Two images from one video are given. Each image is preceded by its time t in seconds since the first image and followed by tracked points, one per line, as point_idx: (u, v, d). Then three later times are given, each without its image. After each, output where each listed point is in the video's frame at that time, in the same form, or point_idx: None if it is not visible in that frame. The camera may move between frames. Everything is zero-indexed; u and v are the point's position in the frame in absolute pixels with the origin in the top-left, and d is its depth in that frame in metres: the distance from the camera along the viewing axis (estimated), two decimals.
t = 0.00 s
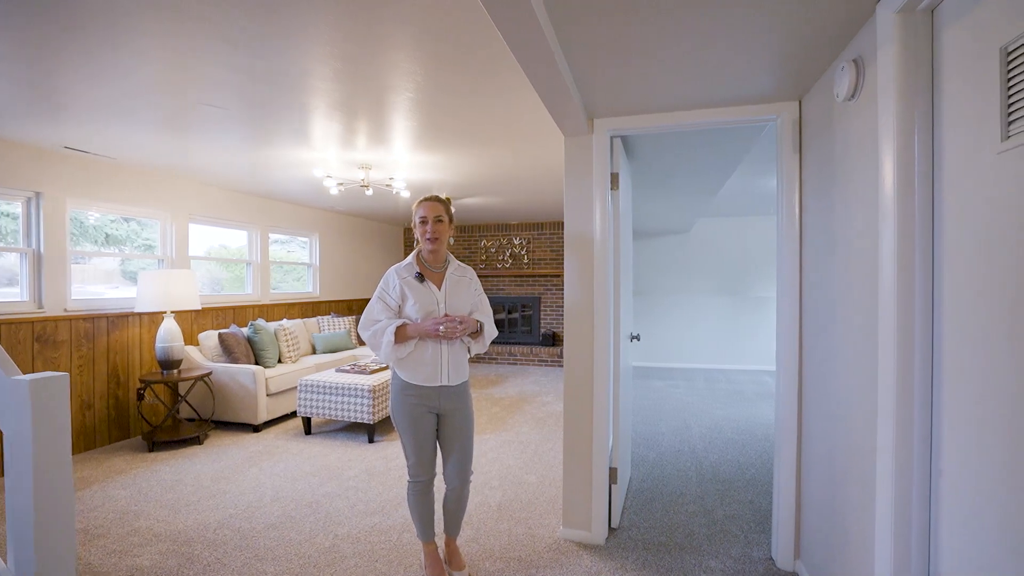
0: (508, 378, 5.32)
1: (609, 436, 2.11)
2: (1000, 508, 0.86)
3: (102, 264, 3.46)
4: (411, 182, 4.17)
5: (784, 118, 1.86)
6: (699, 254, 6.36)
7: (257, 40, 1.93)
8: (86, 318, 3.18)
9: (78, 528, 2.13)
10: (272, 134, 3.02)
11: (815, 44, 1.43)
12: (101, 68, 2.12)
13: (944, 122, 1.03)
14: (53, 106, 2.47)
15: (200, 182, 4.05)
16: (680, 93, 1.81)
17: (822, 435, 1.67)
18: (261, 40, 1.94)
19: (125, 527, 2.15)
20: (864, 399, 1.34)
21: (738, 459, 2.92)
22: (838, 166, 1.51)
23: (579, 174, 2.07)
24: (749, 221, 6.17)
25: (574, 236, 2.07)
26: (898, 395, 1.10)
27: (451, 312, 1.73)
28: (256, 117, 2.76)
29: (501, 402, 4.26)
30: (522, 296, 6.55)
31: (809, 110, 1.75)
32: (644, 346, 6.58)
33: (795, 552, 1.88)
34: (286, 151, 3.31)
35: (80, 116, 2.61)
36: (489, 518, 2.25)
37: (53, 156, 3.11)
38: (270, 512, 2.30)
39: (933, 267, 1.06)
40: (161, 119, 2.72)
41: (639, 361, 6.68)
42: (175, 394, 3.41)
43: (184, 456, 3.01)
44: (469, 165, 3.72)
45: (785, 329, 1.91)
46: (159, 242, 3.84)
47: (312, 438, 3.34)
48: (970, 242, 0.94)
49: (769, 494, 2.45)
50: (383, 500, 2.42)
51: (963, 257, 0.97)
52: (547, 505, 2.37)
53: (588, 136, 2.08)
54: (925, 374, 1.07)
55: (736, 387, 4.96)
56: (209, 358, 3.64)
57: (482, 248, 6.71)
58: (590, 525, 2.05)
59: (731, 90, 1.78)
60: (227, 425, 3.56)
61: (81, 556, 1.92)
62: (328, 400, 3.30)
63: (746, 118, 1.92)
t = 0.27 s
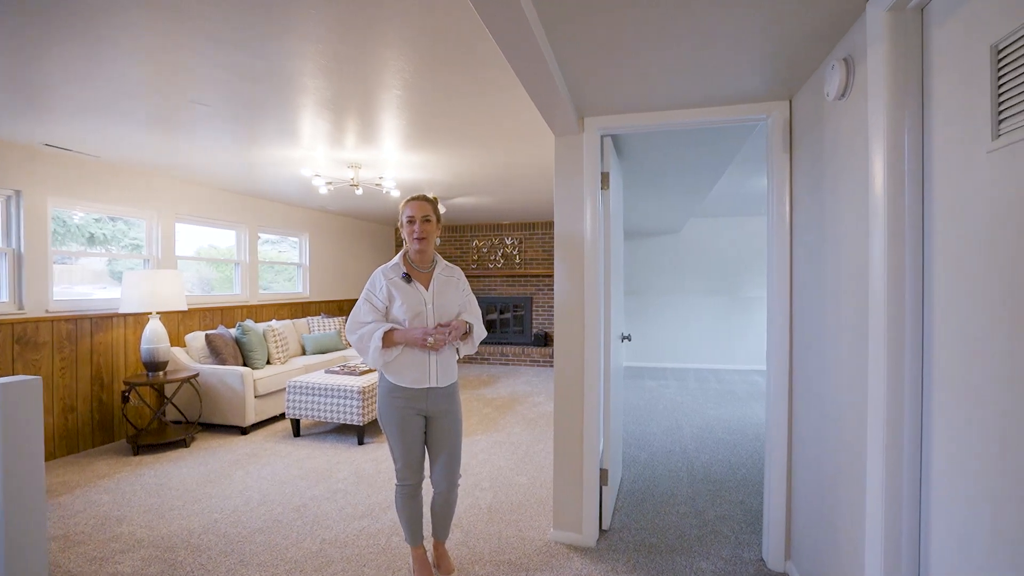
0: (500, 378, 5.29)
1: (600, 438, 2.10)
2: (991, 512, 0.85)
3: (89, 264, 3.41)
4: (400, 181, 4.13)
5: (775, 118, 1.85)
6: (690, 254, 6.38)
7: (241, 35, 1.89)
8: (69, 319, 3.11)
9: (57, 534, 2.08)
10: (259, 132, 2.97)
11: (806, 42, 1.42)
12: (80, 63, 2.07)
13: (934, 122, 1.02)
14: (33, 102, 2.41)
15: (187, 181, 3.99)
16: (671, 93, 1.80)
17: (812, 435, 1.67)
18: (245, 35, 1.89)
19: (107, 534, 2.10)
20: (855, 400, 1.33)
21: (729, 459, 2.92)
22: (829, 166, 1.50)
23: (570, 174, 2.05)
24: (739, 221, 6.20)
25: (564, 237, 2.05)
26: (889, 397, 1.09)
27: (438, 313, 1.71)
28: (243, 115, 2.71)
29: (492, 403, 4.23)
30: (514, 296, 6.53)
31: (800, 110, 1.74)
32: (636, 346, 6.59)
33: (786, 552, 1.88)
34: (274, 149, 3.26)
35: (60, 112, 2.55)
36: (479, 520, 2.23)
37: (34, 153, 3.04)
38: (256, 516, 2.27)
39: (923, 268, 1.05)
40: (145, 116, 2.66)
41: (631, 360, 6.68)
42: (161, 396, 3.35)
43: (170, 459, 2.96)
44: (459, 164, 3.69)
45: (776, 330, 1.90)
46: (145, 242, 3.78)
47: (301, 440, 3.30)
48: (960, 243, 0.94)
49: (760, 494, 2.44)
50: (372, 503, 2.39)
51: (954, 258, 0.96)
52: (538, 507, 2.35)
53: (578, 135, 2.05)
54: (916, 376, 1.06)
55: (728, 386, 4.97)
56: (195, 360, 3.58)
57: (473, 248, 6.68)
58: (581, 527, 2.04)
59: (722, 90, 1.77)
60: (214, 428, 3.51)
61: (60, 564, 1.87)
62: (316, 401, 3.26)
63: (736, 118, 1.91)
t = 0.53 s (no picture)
0: (490, 379, 5.25)
1: (589, 440, 2.06)
2: (987, 518, 0.82)
3: (74, 264, 3.35)
4: (388, 180, 4.07)
5: (765, 115, 1.82)
6: (681, 254, 6.37)
7: (219, 28, 1.83)
8: (46, 320, 3.03)
9: (28, 544, 2.01)
10: (242, 129, 2.90)
11: (797, 37, 1.39)
12: (53, 56, 1.99)
13: (929, 116, 0.99)
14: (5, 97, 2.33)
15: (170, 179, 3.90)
16: (660, 89, 1.76)
17: (804, 437, 1.64)
18: (223, 28, 1.83)
19: (81, 542, 2.03)
20: (846, 401, 1.30)
21: (720, 460, 2.90)
22: (820, 163, 1.47)
23: (558, 172, 2.01)
24: (730, 220, 6.20)
25: (552, 235, 2.01)
26: (881, 399, 1.06)
27: (423, 314, 1.65)
28: (225, 111, 2.64)
29: (482, 404, 4.19)
30: (505, 296, 6.49)
31: (791, 107, 1.71)
32: (627, 346, 6.56)
33: (776, 556, 1.85)
34: (258, 146, 3.20)
35: (34, 107, 2.47)
36: (466, 525, 2.18)
37: (9, 150, 2.95)
38: (237, 522, 2.21)
39: (916, 266, 1.02)
40: (123, 112, 2.59)
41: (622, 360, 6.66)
42: (142, 399, 3.28)
43: (150, 463, 2.88)
44: (448, 162, 3.64)
45: (767, 330, 1.88)
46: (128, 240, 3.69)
47: (286, 443, 3.24)
48: (954, 240, 0.91)
49: (751, 496, 2.42)
50: (357, 508, 2.34)
51: (948, 256, 0.93)
52: (526, 511, 2.31)
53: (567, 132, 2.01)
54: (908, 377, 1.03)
55: (719, 387, 4.96)
56: (178, 361, 3.51)
57: (464, 247, 6.63)
58: (570, 531, 2.00)
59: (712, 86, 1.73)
60: (197, 431, 3.44)
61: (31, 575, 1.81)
62: (302, 403, 3.20)
63: (727, 115, 1.88)
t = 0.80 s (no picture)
0: (476, 380, 5.17)
1: (571, 446, 1.99)
2: (988, 537, 0.77)
3: (51, 265, 3.26)
4: (368, 177, 3.97)
5: (751, 110, 1.76)
6: (668, 253, 6.34)
7: (178, 15, 1.72)
8: (7, 322, 2.89)
9: None
10: (213, 123, 2.79)
11: (784, 27, 1.32)
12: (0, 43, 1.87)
13: (923, 108, 0.93)
14: None
15: (141, 175, 3.76)
16: (643, 82, 1.69)
17: (791, 443, 1.58)
18: (182, 16, 1.73)
19: (35, 559, 1.92)
20: (835, 408, 1.25)
21: (706, 462, 2.85)
22: (807, 159, 1.41)
23: (538, 168, 1.93)
24: (716, 220, 6.19)
25: (533, 234, 1.93)
26: (872, 407, 1.00)
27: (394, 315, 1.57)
28: (194, 104, 2.53)
29: (466, 406, 4.10)
30: (491, 296, 6.41)
31: (777, 102, 1.65)
32: (614, 346, 6.52)
33: (762, 565, 1.80)
34: (232, 141, 3.08)
35: None
36: (445, 534, 2.11)
37: None
38: (205, 534, 2.11)
39: (910, 266, 0.96)
40: (84, 104, 2.46)
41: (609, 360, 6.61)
42: (110, 403, 3.15)
43: (117, 471, 2.76)
44: (429, 159, 3.55)
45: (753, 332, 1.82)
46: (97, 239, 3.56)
47: (262, 448, 3.13)
48: (951, 239, 0.85)
49: (737, 500, 2.37)
50: (331, 517, 2.25)
51: (944, 256, 0.87)
52: (507, 518, 2.24)
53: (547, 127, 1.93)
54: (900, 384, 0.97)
55: (705, 386, 4.93)
56: (149, 364, 3.38)
57: (449, 246, 6.54)
58: (551, 540, 1.93)
59: (697, 79, 1.67)
60: (169, 436, 3.32)
61: None
62: (279, 407, 3.10)
63: (712, 109, 1.81)
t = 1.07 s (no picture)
0: (455, 382, 5.07)
1: (546, 454, 1.90)
2: (986, 565, 0.70)
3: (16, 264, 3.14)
4: (341, 173, 3.83)
5: (732, 103, 1.68)
6: (650, 252, 6.31)
7: None
8: None
9: None
10: (172, 115, 2.64)
11: (766, 13, 1.24)
12: None
13: (916, 97, 0.85)
14: None
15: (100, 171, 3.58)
16: (620, 73, 1.60)
17: (773, 451, 1.52)
18: None
19: None
20: (818, 417, 1.17)
21: (688, 466, 2.78)
22: (790, 154, 1.33)
23: (511, 164, 1.84)
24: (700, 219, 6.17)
25: (506, 233, 1.84)
26: (859, 419, 0.93)
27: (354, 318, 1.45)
28: (150, 95, 2.38)
29: (444, 409, 4.00)
30: (472, 296, 6.30)
31: (759, 94, 1.58)
32: (597, 346, 6.46)
33: None
34: (194, 135, 2.93)
35: None
36: (414, 547, 2.00)
37: None
38: (158, 551, 1.97)
39: (899, 268, 0.89)
40: (29, 93, 2.30)
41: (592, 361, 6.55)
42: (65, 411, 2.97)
43: (70, 483, 2.60)
44: (404, 155, 3.44)
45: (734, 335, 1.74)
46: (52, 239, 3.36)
47: (228, 457, 2.99)
48: (945, 239, 0.78)
49: (718, 506, 2.31)
50: (295, 530, 2.14)
51: (937, 256, 0.80)
52: (481, 528, 2.15)
53: (520, 121, 1.83)
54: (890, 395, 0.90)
55: (688, 387, 4.89)
56: (108, 369, 3.22)
57: (429, 246, 6.42)
58: (526, 553, 1.84)
59: (675, 71, 1.58)
60: (130, 444, 3.16)
61: None
62: (246, 413, 2.97)
63: (691, 102, 1.73)
